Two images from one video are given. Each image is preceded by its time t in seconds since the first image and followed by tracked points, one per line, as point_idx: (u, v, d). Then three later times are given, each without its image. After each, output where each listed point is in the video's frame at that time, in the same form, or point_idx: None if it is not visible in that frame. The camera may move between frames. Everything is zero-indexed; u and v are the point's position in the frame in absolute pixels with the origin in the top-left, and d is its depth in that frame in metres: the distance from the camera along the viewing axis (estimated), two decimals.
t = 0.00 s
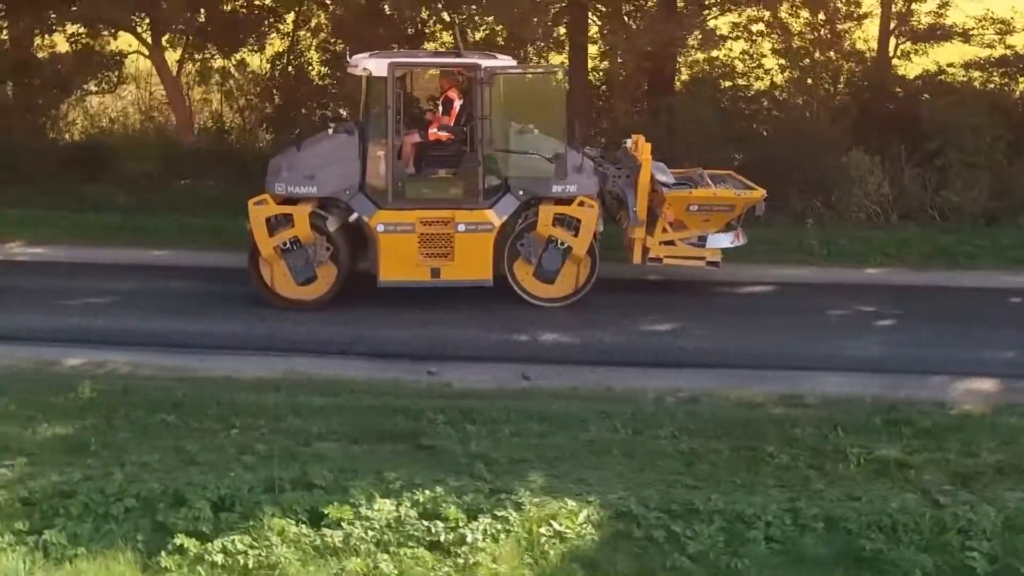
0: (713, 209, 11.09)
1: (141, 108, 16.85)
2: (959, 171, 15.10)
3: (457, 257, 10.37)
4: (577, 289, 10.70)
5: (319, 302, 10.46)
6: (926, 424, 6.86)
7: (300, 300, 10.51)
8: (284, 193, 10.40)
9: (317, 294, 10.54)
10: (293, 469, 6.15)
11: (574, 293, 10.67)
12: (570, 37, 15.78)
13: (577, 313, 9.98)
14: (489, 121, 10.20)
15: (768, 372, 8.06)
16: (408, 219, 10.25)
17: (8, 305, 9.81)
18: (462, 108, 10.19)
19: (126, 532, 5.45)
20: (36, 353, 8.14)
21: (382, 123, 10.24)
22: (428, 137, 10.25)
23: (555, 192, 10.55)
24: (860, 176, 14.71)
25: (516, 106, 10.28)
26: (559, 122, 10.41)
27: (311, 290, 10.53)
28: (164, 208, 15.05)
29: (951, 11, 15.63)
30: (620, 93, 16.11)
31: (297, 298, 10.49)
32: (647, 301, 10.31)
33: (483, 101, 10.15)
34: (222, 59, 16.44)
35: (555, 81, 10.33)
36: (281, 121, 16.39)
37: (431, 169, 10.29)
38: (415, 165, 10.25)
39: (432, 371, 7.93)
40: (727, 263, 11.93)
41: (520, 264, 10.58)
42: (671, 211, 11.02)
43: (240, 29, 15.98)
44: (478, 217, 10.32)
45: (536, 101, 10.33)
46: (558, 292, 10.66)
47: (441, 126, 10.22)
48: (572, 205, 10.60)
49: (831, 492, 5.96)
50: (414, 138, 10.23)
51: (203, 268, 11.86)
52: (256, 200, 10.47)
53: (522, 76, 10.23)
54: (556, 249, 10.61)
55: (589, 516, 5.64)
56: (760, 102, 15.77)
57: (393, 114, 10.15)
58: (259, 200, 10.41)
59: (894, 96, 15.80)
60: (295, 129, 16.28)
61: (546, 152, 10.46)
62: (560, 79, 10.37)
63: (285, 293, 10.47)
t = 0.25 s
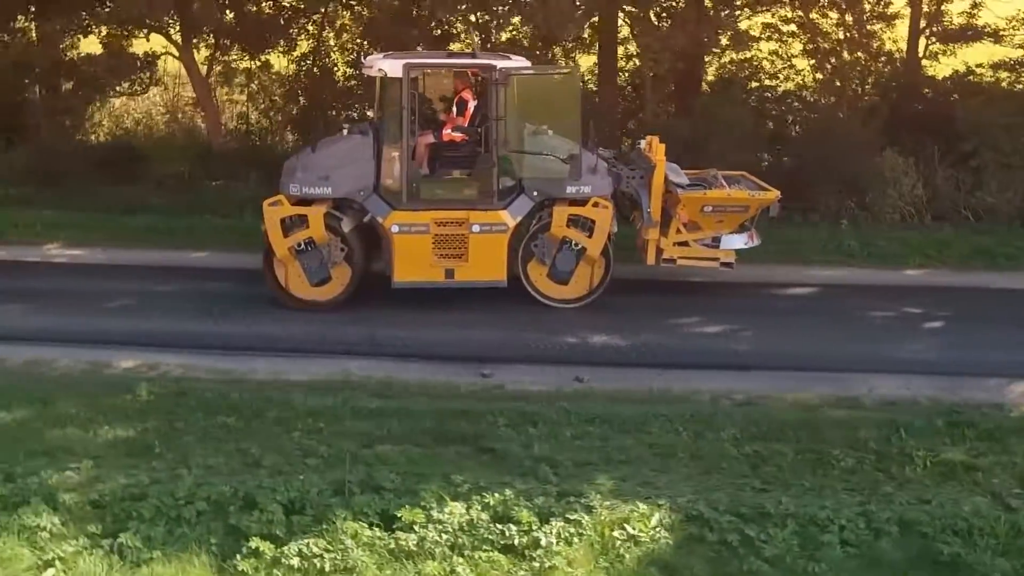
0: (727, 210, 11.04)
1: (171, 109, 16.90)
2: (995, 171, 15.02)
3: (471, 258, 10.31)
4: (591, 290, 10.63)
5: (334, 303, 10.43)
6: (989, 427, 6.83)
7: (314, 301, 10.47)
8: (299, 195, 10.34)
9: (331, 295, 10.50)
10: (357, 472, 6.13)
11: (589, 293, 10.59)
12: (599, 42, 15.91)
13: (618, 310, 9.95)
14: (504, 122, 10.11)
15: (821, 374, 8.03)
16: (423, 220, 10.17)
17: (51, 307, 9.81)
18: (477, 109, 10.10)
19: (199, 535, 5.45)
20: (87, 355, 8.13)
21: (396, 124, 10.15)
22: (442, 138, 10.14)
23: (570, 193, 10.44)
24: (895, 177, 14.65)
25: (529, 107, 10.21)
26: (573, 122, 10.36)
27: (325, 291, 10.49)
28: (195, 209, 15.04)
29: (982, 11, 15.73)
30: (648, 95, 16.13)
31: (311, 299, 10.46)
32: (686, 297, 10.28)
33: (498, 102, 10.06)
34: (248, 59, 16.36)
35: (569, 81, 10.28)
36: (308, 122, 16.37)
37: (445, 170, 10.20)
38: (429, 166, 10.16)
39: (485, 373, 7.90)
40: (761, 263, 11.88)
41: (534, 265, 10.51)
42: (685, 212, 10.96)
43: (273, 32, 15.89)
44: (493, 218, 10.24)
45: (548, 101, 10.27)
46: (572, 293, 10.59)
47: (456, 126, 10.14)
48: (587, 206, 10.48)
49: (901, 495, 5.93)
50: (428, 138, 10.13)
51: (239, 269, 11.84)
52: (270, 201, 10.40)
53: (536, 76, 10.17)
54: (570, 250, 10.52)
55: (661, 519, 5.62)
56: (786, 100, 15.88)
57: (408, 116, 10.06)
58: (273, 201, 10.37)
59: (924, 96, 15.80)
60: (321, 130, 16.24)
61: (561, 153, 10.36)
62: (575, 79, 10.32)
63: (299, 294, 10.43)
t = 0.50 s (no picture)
0: (740, 209, 10.97)
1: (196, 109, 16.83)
2: None
3: (483, 258, 10.29)
4: (603, 291, 10.62)
5: (348, 303, 10.45)
6: None
7: (327, 300, 10.50)
8: (312, 194, 10.39)
9: (344, 295, 10.52)
10: (420, 473, 6.11)
11: (601, 294, 10.58)
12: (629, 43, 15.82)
13: (656, 308, 9.93)
14: (517, 122, 10.14)
15: (871, 375, 7.99)
16: (435, 219, 10.19)
17: (91, 308, 9.81)
18: (490, 108, 10.13)
19: (269, 537, 5.45)
20: (136, 356, 8.12)
21: (410, 125, 10.18)
22: (455, 138, 10.17)
23: (582, 193, 10.46)
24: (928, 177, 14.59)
25: (543, 107, 10.23)
26: (587, 123, 10.37)
27: (338, 291, 10.51)
28: (224, 210, 15.04)
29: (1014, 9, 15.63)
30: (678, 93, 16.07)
31: (324, 299, 10.49)
32: (723, 296, 10.25)
33: (512, 101, 10.09)
34: (274, 59, 16.34)
35: (584, 82, 10.30)
36: (333, 123, 16.34)
37: (458, 170, 10.22)
38: (442, 166, 10.19)
39: (536, 375, 7.88)
40: (792, 263, 11.84)
41: (547, 264, 10.50)
42: (698, 212, 10.91)
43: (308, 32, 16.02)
44: (506, 217, 10.25)
45: (562, 101, 10.28)
46: (584, 293, 10.58)
47: (468, 126, 10.16)
48: (600, 206, 10.50)
49: (968, 498, 5.89)
50: (441, 138, 10.15)
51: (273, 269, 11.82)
52: (284, 201, 10.44)
53: (550, 76, 10.19)
54: (583, 250, 10.51)
55: (732, 521, 5.59)
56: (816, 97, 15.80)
57: (421, 116, 10.10)
58: (286, 202, 10.40)
59: (953, 95, 15.73)
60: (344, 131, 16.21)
61: (574, 153, 10.39)
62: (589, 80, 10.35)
63: (313, 294, 10.46)
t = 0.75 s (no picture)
0: (746, 209, 10.94)
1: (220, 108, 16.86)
2: None
3: (489, 258, 10.28)
4: (609, 290, 10.65)
5: (354, 302, 10.45)
6: None
7: (333, 300, 10.49)
8: (318, 193, 10.36)
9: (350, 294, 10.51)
10: (474, 473, 6.10)
11: (607, 293, 10.60)
12: (653, 43, 15.75)
13: (689, 307, 9.90)
14: (524, 121, 10.09)
15: (916, 376, 7.97)
16: (441, 219, 10.16)
17: (125, 307, 9.81)
18: (496, 108, 10.09)
19: (331, 537, 5.44)
20: (178, 356, 8.13)
21: (416, 124, 10.15)
22: (461, 137, 10.13)
23: (589, 192, 10.49)
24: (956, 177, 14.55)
25: (550, 106, 10.16)
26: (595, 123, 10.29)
27: (344, 290, 10.51)
28: (249, 209, 15.04)
29: None
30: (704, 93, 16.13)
31: (330, 297, 10.50)
32: (756, 295, 10.22)
33: (519, 101, 10.04)
34: (295, 59, 16.32)
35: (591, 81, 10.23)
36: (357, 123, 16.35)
37: (464, 170, 10.20)
38: (448, 165, 10.16)
39: (580, 375, 7.87)
40: (820, 262, 11.79)
41: (553, 264, 10.52)
42: (704, 211, 10.89)
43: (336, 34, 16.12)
44: (513, 217, 10.22)
45: (571, 100, 10.21)
46: (591, 293, 10.61)
47: (475, 126, 10.10)
48: (606, 205, 10.55)
49: None
50: (447, 138, 10.12)
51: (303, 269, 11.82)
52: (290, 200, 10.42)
53: (556, 76, 10.13)
54: (589, 249, 10.54)
55: (792, 522, 5.57)
56: (840, 97, 15.68)
57: (427, 115, 10.05)
58: (293, 200, 10.36)
59: (977, 96, 15.69)
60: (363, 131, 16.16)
61: (581, 152, 10.38)
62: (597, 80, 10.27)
63: (319, 293, 10.46)
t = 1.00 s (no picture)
0: (751, 208, 11.06)
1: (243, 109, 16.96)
2: None
3: (495, 257, 10.46)
4: (613, 288, 10.82)
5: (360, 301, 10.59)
6: None
7: (338, 298, 10.65)
8: (324, 193, 10.55)
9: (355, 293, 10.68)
10: (527, 474, 6.09)
11: (612, 292, 10.77)
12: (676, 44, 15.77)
13: (721, 305, 9.89)
14: (529, 121, 10.31)
15: (960, 377, 7.95)
16: (448, 218, 10.34)
17: (160, 307, 9.84)
18: (501, 107, 10.32)
19: (389, 538, 5.44)
20: (220, 356, 8.15)
21: (422, 125, 10.37)
22: (467, 136, 10.38)
23: (594, 192, 10.63)
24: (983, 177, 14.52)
25: (555, 106, 10.37)
26: (597, 123, 10.56)
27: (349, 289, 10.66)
28: (274, 209, 15.06)
29: None
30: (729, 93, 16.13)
31: (334, 297, 10.62)
32: (788, 294, 10.21)
33: (524, 100, 10.28)
34: (316, 60, 16.31)
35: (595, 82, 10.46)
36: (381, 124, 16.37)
37: (470, 168, 10.40)
38: (453, 164, 10.36)
39: (623, 376, 7.84)
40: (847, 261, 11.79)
41: (558, 263, 10.70)
42: (709, 211, 11.01)
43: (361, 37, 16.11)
44: (517, 216, 10.41)
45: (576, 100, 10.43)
46: (596, 291, 10.78)
47: (480, 126, 10.38)
48: (611, 204, 10.66)
49: None
50: (453, 137, 10.34)
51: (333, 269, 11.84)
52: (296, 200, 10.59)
53: (560, 76, 10.36)
54: (594, 249, 10.71)
55: (851, 522, 5.56)
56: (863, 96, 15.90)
57: (433, 115, 10.28)
58: (299, 200, 10.54)
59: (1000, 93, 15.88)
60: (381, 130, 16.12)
61: (585, 152, 10.59)
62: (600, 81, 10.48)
63: (325, 292, 10.60)
